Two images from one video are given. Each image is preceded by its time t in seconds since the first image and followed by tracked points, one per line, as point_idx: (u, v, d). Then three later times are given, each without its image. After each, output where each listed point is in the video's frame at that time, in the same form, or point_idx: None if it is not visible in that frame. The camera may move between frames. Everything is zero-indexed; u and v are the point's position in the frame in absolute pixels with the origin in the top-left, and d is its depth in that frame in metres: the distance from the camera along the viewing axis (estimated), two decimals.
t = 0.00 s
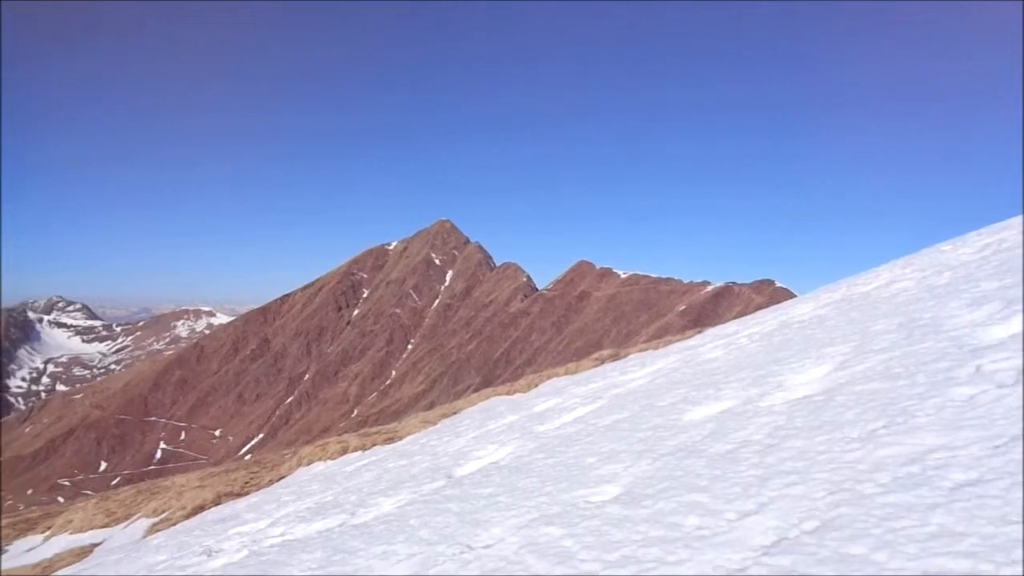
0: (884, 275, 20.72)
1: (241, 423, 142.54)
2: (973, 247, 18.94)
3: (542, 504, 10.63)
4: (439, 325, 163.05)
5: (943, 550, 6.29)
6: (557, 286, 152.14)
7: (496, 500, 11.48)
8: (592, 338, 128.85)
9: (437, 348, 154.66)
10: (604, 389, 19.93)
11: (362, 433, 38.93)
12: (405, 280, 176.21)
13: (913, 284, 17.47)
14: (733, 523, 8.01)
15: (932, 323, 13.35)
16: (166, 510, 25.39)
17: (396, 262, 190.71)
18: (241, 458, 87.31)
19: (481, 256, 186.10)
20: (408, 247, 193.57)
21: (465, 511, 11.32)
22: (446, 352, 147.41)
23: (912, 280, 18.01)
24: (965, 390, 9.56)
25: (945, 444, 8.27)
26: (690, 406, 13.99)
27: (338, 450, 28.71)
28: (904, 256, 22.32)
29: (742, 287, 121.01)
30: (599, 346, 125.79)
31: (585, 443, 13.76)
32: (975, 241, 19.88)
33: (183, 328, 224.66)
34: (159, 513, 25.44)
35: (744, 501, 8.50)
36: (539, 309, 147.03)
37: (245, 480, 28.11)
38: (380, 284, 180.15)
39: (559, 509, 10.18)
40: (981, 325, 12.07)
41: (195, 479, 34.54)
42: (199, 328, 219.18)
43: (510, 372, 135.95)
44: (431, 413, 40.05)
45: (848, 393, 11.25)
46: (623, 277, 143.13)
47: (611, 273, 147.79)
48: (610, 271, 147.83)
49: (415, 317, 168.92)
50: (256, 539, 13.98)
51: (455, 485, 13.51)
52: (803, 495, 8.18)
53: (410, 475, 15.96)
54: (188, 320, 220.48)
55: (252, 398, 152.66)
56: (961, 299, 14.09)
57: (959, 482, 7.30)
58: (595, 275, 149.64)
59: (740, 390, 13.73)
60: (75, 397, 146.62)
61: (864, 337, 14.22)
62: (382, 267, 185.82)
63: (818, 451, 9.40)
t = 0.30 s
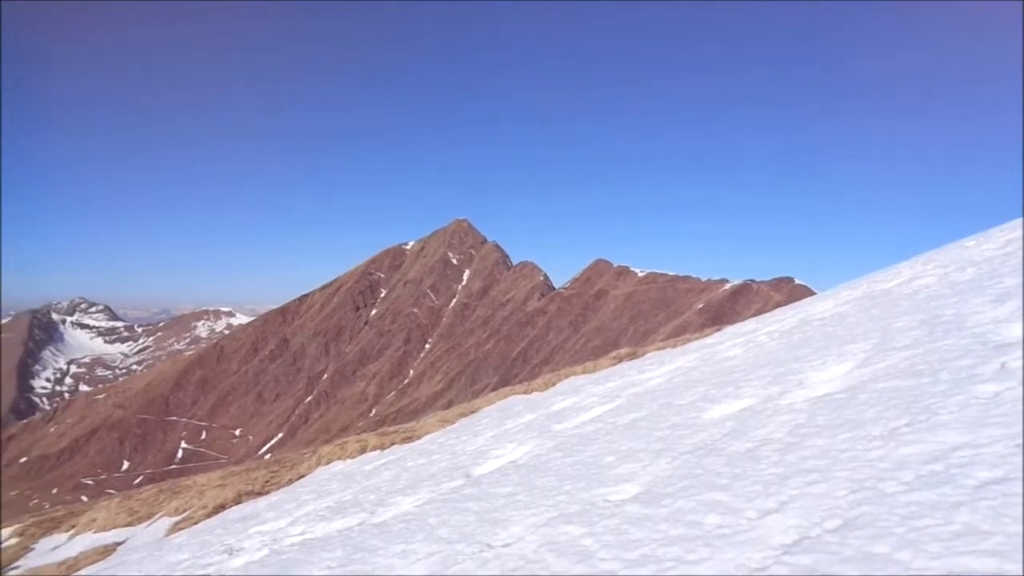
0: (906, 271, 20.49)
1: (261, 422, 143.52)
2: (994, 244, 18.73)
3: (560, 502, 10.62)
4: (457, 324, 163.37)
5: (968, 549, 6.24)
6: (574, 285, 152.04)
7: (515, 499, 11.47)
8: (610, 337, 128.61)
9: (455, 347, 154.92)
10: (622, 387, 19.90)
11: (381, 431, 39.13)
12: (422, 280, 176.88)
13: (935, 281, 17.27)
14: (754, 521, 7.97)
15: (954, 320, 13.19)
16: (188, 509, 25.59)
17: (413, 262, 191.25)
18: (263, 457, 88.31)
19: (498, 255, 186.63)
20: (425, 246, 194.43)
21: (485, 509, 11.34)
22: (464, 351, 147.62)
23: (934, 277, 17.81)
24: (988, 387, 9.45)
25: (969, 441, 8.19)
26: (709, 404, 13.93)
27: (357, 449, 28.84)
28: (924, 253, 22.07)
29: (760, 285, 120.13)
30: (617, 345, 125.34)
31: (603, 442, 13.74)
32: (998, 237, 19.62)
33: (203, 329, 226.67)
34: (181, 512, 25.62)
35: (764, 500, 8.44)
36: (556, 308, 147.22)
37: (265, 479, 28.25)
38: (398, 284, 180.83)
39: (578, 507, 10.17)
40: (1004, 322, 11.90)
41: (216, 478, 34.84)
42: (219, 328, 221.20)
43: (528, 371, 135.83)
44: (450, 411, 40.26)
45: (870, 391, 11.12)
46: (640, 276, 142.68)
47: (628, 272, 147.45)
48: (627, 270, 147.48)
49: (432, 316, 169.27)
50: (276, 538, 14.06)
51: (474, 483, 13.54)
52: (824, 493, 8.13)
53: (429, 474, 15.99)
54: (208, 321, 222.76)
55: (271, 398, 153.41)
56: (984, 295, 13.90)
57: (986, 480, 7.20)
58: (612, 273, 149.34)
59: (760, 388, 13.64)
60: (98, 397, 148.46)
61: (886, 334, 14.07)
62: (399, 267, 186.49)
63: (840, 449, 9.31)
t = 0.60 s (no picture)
0: (927, 268, 20.30)
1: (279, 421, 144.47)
2: (1017, 240, 18.50)
3: (579, 500, 10.61)
4: (473, 323, 163.70)
5: (992, 549, 6.19)
6: (590, 283, 151.85)
7: (532, 497, 11.48)
8: (626, 335, 128.36)
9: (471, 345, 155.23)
10: (639, 386, 19.82)
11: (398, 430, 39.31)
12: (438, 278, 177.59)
13: (956, 277, 17.10)
14: (774, 520, 7.93)
15: (976, 317, 13.03)
16: (208, 507, 25.82)
17: (429, 261, 191.82)
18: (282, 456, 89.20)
19: (514, 253, 186.94)
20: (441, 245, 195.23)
21: (503, 507, 11.36)
22: (480, 350, 147.87)
23: (956, 273, 17.62)
24: (1011, 386, 9.34)
25: (992, 440, 8.09)
26: (727, 402, 13.89)
27: (375, 447, 28.95)
28: (945, 249, 21.82)
29: (778, 282, 119.32)
30: (633, 343, 125.01)
31: (621, 440, 13.71)
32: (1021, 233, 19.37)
33: (221, 328, 228.56)
34: (202, 509, 25.86)
35: (784, 498, 8.40)
36: (572, 306, 147.15)
37: (285, 477, 28.43)
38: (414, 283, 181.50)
39: (596, 506, 10.16)
40: None
41: (235, 477, 35.14)
42: (237, 327, 222.88)
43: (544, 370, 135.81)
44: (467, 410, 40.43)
45: (890, 389, 11.04)
46: (656, 273, 142.29)
47: (644, 269, 147.08)
48: (643, 268, 147.11)
49: (448, 315, 169.63)
50: (295, 536, 14.16)
51: (491, 482, 13.56)
52: (845, 492, 8.06)
53: (446, 472, 16.05)
54: (226, 321, 224.74)
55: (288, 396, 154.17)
56: (1007, 292, 13.74)
57: (1009, 480, 7.12)
58: (628, 271, 149.02)
59: (779, 386, 13.57)
60: (119, 396, 150.08)
61: (906, 332, 13.93)
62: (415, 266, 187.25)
63: (861, 447, 9.24)
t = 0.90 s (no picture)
0: (946, 266, 20.11)
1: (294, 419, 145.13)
2: None
3: (594, 499, 10.60)
4: (487, 322, 163.91)
5: (1010, 550, 6.14)
6: (604, 282, 151.69)
7: (548, 496, 11.48)
8: (641, 333, 128.13)
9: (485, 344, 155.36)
10: (654, 385, 19.76)
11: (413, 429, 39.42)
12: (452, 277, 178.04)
13: (974, 275, 16.93)
14: (790, 520, 7.89)
15: (995, 316, 12.91)
16: (225, 505, 25.99)
17: (443, 260, 192.19)
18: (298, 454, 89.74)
19: (528, 253, 187.16)
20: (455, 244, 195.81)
21: (518, 506, 11.39)
22: (494, 349, 147.95)
23: (974, 271, 17.46)
24: None
25: (1012, 441, 8.00)
26: (743, 401, 13.83)
27: (390, 446, 29.04)
28: (963, 247, 21.62)
29: (794, 281, 118.60)
30: (648, 342, 124.67)
31: (637, 439, 13.69)
32: None
33: (237, 327, 230.28)
34: (219, 507, 26.06)
35: (802, 498, 8.35)
36: (586, 305, 147.07)
37: (300, 475, 28.58)
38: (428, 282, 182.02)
39: (611, 505, 10.14)
40: None
41: (251, 475, 35.35)
42: (253, 327, 224.49)
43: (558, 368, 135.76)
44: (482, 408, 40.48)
45: (909, 388, 10.94)
46: (671, 272, 141.90)
47: (658, 268, 146.71)
48: (658, 266, 146.72)
49: (463, 314, 169.93)
50: (311, 534, 14.23)
51: (506, 481, 13.58)
52: (863, 492, 8.00)
53: (462, 471, 16.04)
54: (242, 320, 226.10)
55: (304, 395, 154.72)
56: None
57: None
58: (642, 270, 148.65)
59: (796, 385, 13.49)
60: (137, 395, 151.38)
61: (924, 331, 13.80)
62: (429, 265, 187.82)
63: (879, 447, 9.18)
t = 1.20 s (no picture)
0: (966, 264, 19.88)
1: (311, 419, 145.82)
2: None
3: (611, 499, 10.60)
4: (502, 321, 163.94)
5: None
6: (620, 281, 151.34)
7: (565, 495, 11.49)
8: (657, 332, 127.74)
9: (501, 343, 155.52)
10: (670, 384, 19.67)
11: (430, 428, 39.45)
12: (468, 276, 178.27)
13: (995, 273, 16.73)
14: (809, 519, 7.84)
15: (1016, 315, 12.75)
16: (243, 503, 26.17)
17: (459, 259, 192.43)
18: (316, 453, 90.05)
19: (543, 252, 187.07)
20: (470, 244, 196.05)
21: (534, 505, 11.41)
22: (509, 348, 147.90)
23: (994, 269, 17.27)
24: None
25: None
26: (760, 400, 13.73)
27: (406, 445, 29.09)
28: (983, 245, 21.36)
29: (811, 279, 117.73)
30: (664, 341, 124.22)
31: (654, 439, 13.66)
32: None
33: (255, 327, 231.59)
34: (237, 505, 26.31)
35: (819, 497, 8.31)
36: (601, 304, 146.82)
37: (317, 474, 28.70)
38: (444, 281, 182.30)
39: (627, 504, 10.13)
40: None
41: (270, 473, 35.54)
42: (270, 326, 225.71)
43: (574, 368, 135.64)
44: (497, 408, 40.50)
45: (929, 386, 10.86)
46: (687, 270, 141.39)
47: (673, 267, 146.16)
48: (673, 265, 146.19)
49: (478, 313, 170.08)
50: (329, 532, 14.31)
51: (522, 480, 13.60)
52: (881, 492, 7.96)
53: (478, 470, 16.03)
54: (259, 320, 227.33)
55: (321, 395, 155.36)
56: None
57: None
58: (658, 269, 148.16)
59: (814, 384, 13.41)
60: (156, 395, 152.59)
61: (943, 329, 13.67)
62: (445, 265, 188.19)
63: (898, 446, 9.09)
